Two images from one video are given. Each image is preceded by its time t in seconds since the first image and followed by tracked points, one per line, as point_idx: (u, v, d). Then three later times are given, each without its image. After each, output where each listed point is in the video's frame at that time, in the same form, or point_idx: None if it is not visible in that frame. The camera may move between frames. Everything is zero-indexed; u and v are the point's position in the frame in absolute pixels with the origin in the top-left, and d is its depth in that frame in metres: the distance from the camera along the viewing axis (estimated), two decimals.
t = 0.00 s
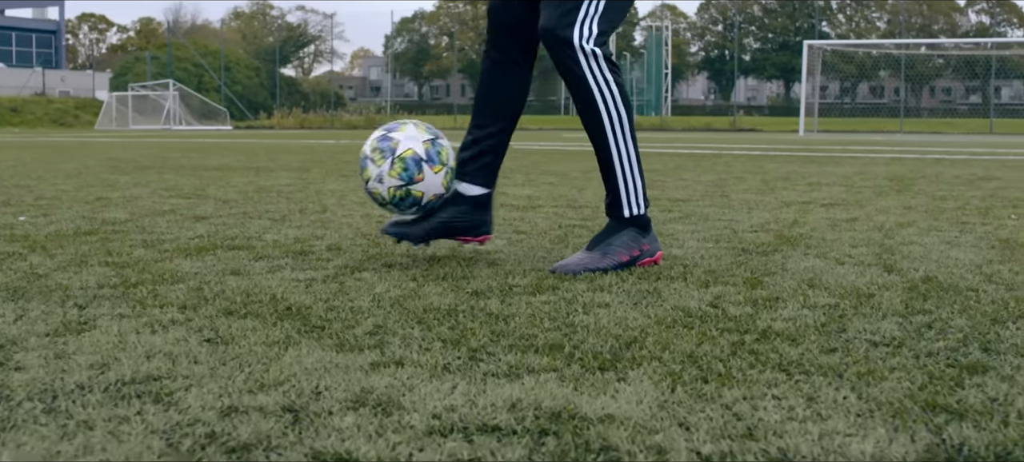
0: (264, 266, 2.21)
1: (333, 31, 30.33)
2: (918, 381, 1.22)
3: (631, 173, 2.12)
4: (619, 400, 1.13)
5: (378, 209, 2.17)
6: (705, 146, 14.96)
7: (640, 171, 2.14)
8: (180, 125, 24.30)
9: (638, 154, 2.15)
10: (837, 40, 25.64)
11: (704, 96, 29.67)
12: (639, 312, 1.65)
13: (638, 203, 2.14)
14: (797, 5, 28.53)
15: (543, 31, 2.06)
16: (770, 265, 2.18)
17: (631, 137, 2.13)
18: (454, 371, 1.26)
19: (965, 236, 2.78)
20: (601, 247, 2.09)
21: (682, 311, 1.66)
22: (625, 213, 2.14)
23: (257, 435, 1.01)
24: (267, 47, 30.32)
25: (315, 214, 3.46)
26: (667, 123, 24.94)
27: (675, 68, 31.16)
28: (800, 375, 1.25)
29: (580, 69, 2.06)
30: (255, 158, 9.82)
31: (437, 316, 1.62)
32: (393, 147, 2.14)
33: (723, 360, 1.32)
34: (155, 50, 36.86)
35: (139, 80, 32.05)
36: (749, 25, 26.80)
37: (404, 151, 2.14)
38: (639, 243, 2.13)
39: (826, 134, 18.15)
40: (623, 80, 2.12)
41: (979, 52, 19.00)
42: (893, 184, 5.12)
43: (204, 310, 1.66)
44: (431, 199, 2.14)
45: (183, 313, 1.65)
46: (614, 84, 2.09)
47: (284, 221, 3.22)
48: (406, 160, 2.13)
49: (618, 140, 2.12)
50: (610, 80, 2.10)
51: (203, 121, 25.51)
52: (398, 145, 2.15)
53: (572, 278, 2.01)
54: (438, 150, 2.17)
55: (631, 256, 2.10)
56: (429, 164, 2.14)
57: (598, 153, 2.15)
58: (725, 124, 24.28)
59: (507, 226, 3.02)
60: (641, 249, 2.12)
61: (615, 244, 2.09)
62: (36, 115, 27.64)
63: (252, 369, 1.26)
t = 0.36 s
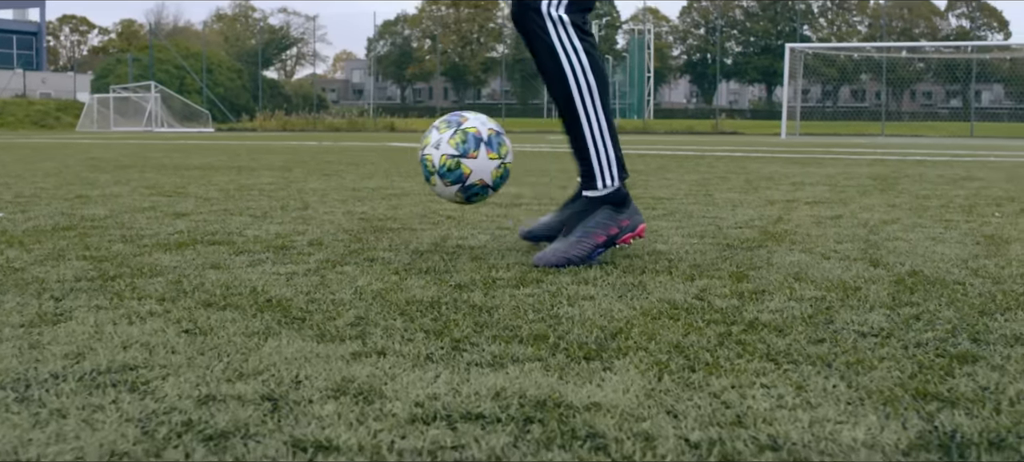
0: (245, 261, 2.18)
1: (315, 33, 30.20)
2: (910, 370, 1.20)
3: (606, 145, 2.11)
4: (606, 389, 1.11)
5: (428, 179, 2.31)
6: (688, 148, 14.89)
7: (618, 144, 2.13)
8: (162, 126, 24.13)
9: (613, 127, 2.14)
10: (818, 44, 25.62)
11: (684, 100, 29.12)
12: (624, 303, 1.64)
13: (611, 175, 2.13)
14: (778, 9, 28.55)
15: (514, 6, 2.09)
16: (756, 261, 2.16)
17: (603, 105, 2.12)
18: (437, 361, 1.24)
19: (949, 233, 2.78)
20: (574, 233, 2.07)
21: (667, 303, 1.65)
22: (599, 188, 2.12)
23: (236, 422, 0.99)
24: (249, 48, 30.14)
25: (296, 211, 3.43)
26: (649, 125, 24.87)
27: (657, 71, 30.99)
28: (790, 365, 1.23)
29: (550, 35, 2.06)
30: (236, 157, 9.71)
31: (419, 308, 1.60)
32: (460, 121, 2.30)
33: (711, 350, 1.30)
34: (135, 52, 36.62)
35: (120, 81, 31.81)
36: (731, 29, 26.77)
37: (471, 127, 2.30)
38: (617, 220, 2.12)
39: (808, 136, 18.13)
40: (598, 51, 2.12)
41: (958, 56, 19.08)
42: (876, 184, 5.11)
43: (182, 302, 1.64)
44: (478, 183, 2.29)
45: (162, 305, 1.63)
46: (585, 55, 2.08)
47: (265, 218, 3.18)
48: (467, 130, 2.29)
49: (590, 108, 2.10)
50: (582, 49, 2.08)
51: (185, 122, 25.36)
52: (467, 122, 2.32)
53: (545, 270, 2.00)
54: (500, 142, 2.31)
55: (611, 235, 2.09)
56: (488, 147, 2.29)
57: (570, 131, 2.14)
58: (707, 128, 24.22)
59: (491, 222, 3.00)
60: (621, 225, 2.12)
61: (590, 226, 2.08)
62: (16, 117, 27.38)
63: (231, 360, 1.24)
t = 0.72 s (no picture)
0: (226, 258, 2.15)
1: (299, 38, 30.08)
2: (899, 365, 1.18)
3: (563, 128, 2.10)
4: (594, 381, 1.09)
5: (479, 166, 2.33)
6: (673, 153, 14.82)
7: (582, 128, 2.11)
8: (147, 131, 23.95)
9: (574, 110, 2.11)
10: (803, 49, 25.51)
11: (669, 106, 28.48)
12: (611, 299, 1.62)
13: (571, 157, 2.11)
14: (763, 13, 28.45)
15: None
16: (742, 259, 2.15)
17: (557, 90, 2.09)
18: (420, 356, 1.22)
19: (936, 234, 2.77)
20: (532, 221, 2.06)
21: (655, 300, 1.63)
22: (560, 171, 2.12)
23: (213, 415, 0.96)
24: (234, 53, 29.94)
25: (278, 212, 3.39)
26: (635, 131, 24.80)
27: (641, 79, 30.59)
28: (779, 359, 1.21)
29: (502, 19, 2.07)
30: (220, 161, 9.65)
31: (402, 304, 1.58)
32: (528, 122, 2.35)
33: (700, 345, 1.28)
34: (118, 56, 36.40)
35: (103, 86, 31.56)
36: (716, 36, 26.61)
37: (536, 129, 2.34)
38: (581, 206, 2.10)
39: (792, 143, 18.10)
40: (558, 29, 2.10)
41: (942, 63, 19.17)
42: (859, 188, 5.11)
43: (162, 298, 1.62)
44: (523, 178, 2.28)
45: (141, 300, 1.60)
46: (533, 35, 2.07)
47: (248, 218, 3.14)
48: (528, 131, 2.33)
49: (545, 89, 2.09)
50: (531, 30, 2.07)
51: (169, 127, 25.20)
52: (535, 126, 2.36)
53: (515, 260, 1.99)
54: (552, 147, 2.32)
55: (569, 222, 2.07)
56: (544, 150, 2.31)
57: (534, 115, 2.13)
58: (693, 134, 24.17)
59: (476, 222, 2.97)
60: (584, 213, 2.09)
61: (552, 213, 2.07)
62: None
63: (210, 353, 1.21)
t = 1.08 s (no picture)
0: (209, 259, 2.13)
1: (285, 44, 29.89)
2: (893, 361, 1.17)
3: (537, 148, 2.06)
4: (582, 378, 1.07)
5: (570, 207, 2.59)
6: (661, 160, 14.70)
7: (561, 146, 2.07)
8: (132, 138, 23.76)
9: (554, 135, 2.07)
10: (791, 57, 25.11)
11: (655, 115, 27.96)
12: (599, 299, 1.60)
13: (541, 180, 2.07)
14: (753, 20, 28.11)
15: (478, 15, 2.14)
16: (731, 260, 2.14)
17: (537, 110, 2.07)
18: (405, 353, 1.19)
19: (923, 236, 2.76)
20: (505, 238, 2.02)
21: (644, 299, 1.62)
22: (534, 192, 2.07)
23: (195, 409, 0.94)
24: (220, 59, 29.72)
25: (264, 214, 3.38)
26: (622, 138, 24.65)
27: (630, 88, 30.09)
28: (770, 356, 1.19)
29: (491, 38, 2.09)
30: (206, 167, 9.59)
31: (388, 302, 1.56)
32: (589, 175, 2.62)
33: (689, 342, 1.26)
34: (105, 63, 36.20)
35: (89, 93, 31.37)
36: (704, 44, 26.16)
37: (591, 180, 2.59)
38: (554, 229, 2.03)
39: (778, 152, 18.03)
40: (544, 53, 2.08)
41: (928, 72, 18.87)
42: (846, 193, 5.10)
43: (144, 296, 1.60)
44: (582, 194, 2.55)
45: (122, 298, 1.58)
46: (518, 55, 2.07)
47: (233, 220, 3.12)
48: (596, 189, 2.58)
49: (526, 112, 2.08)
50: (516, 49, 2.07)
51: (155, 135, 25.04)
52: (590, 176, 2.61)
53: (504, 268, 1.96)
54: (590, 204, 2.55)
55: (540, 244, 1.99)
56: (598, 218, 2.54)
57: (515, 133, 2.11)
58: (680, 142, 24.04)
59: (463, 225, 2.96)
60: (556, 235, 2.01)
61: (524, 233, 2.01)
62: None
63: (192, 350, 1.19)
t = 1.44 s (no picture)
0: (196, 261, 2.11)
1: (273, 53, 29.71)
2: (888, 361, 1.15)
3: (547, 173, 2.05)
4: (572, 376, 1.05)
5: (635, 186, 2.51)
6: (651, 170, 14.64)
7: (570, 173, 2.06)
8: (120, 147, 23.64)
9: (560, 155, 2.06)
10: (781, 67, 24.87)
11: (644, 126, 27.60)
12: (590, 301, 1.58)
13: (552, 200, 2.06)
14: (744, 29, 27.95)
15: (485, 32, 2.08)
16: (722, 263, 2.13)
17: (544, 135, 2.06)
18: (393, 352, 1.17)
19: (914, 241, 2.75)
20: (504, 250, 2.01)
21: (635, 300, 1.60)
22: (542, 213, 2.06)
23: (175, 408, 0.92)
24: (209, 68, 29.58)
25: (251, 219, 3.35)
26: (611, 148, 24.56)
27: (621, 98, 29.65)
28: (763, 357, 1.17)
29: (498, 60, 2.04)
30: (195, 176, 9.56)
31: (376, 303, 1.54)
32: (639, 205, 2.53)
33: (681, 343, 1.25)
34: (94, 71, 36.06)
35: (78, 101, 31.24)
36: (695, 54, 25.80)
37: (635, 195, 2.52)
38: (551, 248, 1.99)
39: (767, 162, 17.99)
40: (552, 75, 2.06)
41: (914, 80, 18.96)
42: (835, 200, 5.08)
43: (128, 296, 1.58)
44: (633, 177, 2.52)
45: (105, 298, 1.56)
46: (526, 79, 2.04)
47: (220, 224, 3.10)
48: (647, 196, 2.50)
49: (533, 137, 2.06)
50: (523, 71, 2.04)
51: (144, 143, 24.95)
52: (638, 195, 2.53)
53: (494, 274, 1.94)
54: (624, 186, 2.48)
55: (534, 260, 1.96)
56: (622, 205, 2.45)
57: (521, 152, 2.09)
58: (668, 152, 23.94)
59: (451, 229, 2.95)
60: (550, 256, 1.97)
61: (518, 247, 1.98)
62: None
63: (175, 348, 1.17)
